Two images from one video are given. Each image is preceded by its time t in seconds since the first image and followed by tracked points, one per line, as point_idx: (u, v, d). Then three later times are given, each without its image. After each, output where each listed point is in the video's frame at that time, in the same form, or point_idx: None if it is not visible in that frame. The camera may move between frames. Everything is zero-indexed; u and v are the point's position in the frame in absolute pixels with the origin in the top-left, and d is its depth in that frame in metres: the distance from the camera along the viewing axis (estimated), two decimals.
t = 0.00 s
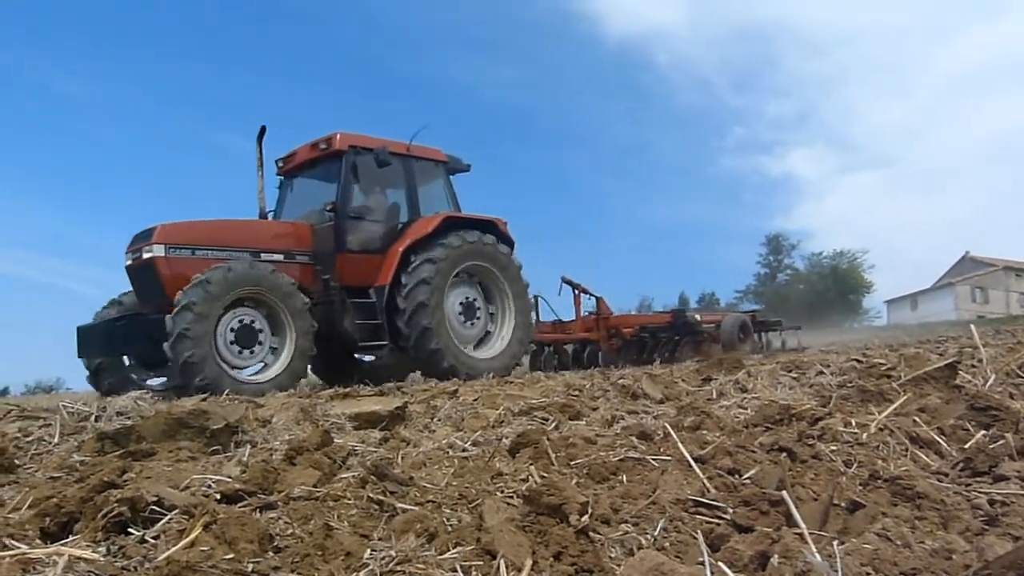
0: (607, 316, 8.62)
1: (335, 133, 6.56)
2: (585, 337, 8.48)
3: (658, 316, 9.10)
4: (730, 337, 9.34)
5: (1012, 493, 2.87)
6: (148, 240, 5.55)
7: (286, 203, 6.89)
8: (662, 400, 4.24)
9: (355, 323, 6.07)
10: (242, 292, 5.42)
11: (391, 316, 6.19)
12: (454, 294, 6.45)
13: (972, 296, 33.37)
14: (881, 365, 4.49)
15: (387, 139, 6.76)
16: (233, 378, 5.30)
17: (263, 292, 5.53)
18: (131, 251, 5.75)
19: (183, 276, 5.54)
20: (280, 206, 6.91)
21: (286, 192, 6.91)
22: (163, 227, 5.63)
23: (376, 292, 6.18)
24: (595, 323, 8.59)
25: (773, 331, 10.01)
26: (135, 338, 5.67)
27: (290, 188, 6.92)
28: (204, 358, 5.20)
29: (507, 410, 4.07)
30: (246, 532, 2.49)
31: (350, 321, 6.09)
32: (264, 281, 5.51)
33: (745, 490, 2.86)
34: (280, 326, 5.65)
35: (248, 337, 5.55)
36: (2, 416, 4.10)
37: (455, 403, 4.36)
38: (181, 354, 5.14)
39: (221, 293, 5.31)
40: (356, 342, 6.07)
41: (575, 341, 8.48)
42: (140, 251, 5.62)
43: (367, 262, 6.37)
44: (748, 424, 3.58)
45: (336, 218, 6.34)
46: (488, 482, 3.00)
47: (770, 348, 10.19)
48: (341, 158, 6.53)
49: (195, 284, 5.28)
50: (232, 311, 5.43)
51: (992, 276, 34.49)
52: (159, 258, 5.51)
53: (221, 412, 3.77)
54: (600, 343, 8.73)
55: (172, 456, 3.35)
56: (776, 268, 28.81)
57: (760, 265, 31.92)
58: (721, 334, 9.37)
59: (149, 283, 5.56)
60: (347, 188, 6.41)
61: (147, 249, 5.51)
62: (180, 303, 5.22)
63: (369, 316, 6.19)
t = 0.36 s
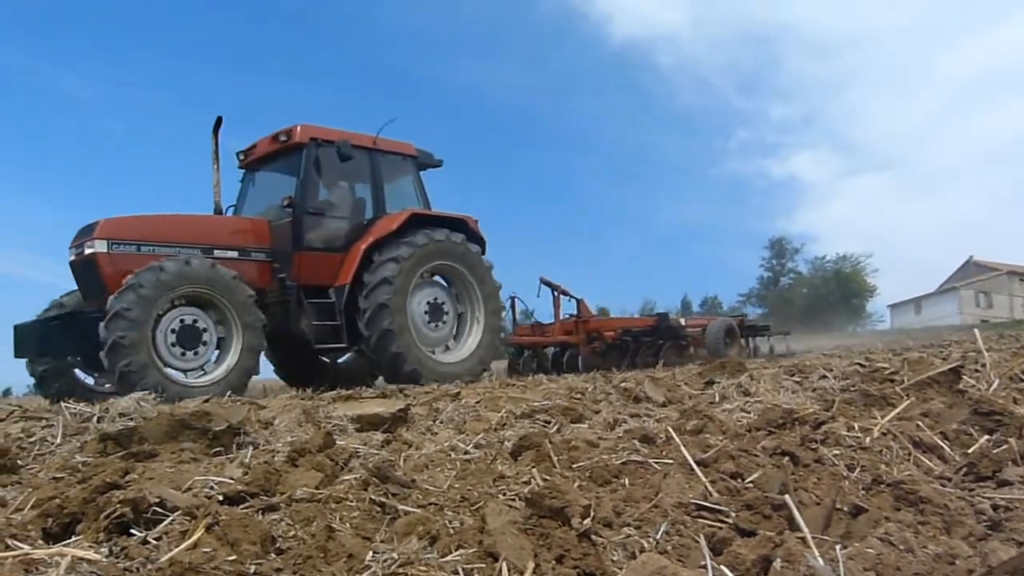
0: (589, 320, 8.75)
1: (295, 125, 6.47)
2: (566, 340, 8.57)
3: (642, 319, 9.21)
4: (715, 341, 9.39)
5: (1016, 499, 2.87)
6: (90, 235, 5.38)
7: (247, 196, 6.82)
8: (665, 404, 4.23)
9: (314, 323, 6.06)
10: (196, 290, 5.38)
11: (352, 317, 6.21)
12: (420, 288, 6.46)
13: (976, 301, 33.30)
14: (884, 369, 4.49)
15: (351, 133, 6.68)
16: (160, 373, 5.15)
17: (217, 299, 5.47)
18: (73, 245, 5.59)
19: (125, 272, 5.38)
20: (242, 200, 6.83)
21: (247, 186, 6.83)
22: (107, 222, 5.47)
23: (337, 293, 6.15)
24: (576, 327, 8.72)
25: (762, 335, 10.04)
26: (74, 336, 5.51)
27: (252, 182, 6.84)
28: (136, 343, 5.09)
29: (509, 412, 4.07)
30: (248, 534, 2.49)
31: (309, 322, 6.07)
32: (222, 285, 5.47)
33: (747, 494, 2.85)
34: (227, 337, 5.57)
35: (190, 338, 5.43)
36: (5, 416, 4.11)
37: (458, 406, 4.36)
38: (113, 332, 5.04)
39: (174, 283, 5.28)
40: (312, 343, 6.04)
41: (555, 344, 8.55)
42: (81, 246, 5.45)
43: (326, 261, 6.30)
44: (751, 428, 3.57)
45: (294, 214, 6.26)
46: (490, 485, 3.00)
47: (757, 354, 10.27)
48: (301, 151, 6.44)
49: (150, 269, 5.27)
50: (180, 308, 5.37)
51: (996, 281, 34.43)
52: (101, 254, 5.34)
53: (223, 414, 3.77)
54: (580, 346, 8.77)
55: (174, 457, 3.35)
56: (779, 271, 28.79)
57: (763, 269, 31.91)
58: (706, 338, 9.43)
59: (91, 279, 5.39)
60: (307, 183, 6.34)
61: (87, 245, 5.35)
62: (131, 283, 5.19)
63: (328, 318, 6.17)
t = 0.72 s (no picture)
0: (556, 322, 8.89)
1: (244, 117, 6.30)
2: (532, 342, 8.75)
3: (618, 320, 9.25)
4: (694, 342, 9.36)
5: (1012, 498, 2.88)
6: (18, 228, 5.14)
7: (197, 191, 6.62)
8: (662, 404, 4.24)
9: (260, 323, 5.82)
10: (141, 290, 5.15)
11: (301, 317, 6.00)
12: (380, 279, 6.33)
13: (973, 301, 33.35)
14: (882, 369, 4.50)
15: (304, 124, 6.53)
16: (78, 365, 4.83)
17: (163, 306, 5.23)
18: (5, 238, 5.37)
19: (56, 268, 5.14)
20: (193, 195, 6.64)
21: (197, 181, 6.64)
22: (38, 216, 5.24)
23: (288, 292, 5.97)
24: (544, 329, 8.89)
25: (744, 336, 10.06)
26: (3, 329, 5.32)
27: (202, 177, 6.65)
28: (63, 326, 4.82)
29: (507, 412, 4.07)
30: (247, 533, 2.49)
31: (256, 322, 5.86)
32: (170, 291, 5.24)
33: (745, 494, 2.86)
34: (163, 349, 5.27)
35: (117, 336, 5.14)
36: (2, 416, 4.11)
37: (456, 405, 4.37)
38: (41, 309, 4.81)
39: (120, 276, 5.07)
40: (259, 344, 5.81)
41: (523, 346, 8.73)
42: (10, 239, 5.21)
43: (276, 257, 6.12)
44: (749, 428, 3.58)
45: (243, 209, 6.07)
46: (488, 484, 3.01)
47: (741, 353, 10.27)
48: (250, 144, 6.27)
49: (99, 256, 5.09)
50: (120, 306, 5.15)
51: (993, 281, 34.51)
52: (31, 248, 5.10)
53: (221, 414, 3.78)
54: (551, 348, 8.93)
55: (172, 457, 3.36)
56: (777, 271, 28.84)
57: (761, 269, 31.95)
58: (685, 339, 9.38)
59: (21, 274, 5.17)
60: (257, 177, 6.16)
61: (17, 239, 5.10)
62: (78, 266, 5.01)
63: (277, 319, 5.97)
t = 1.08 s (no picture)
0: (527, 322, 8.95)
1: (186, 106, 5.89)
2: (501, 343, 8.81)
3: (590, 320, 9.31)
4: (670, 343, 9.39)
5: (1009, 499, 2.88)
6: None
7: (140, 185, 6.25)
8: (658, 404, 4.24)
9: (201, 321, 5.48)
10: (76, 295, 4.86)
11: (244, 316, 5.62)
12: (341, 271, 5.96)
13: (970, 301, 33.41)
14: (877, 370, 4.50)
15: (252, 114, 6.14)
16: None
17: (93, 318, 4.90)
18: None
19: None
20: (136, 189, 6.27)
21: (141, 174, 6.26)
22: None
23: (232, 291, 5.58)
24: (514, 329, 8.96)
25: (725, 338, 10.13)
26: None
27: (146, 171, 6.28)
28: None
29: (503, 413, 4.06)
30: (242, 534, 2.48)
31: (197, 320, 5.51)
32: (106, 306, 4.92)
33: (741, 495, 2.86)
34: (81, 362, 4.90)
35: (41, 334, 4.83)
36: None
37: (452, 406, 4.36)
38: None
39: (58, 273, 4.81)
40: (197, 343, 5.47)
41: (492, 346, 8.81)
42: None
43: (218, 254, 5.72)
44: (745, 428, 3.58)
45: (182, 201, 5.68)
46: (484, 485, 3.00)
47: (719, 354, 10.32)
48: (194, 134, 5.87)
49: (44, 248, 4.86)
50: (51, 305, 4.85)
51: (990, 282, 34.59)
52: None
53: (217, 414, 3.77)
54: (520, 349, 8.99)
55: (168, 457, 3.35)
56: (774, 271, 28.88)
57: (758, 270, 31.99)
58: (662, 341, 9.38)
59: None
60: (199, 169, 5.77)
61: None
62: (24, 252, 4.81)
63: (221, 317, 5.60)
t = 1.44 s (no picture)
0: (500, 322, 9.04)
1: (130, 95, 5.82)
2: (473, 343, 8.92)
3: (568, 320, 9.38)
4: (653, 343, 9.46)
5: (1012, 498, 2.88)
6: None
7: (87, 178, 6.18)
8: (661, 403, 4.23)
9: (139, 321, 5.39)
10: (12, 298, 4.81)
11: (189, 314, 5.54)
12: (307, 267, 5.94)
13: (973, 300, 33.37)
14: (881, 369, 4.50)
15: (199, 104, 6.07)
16: None
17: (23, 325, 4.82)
18: None
19: None
20: (83, 183, 6.20)
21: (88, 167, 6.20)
22: None
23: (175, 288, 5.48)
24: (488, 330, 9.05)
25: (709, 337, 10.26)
26: None
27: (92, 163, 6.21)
28: None
29: (506, 412, 4.06)
30: (246, 533, 2.48)
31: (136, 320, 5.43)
32: (39, 317, 4.86)
33: (744, 494, 2.86)
34: None
35: None
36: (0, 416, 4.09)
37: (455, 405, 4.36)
38: None
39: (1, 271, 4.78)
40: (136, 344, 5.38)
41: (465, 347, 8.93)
42: None
43: (161, 250, 5.64)
44: (748, 427, 3.57)
45: (124, 194, 5.60)
46: (488, 484, 3.01)
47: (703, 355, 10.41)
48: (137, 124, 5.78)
49: None
50: None
51: (993, 280, 34.55)
52: None
53: (221, 414, 3.78)
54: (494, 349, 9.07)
55: (172, 456, 3.35)
56: (776, 271, 28.88)
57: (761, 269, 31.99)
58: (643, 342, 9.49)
59: None
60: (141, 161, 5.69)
61: None
62: None
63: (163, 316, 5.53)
